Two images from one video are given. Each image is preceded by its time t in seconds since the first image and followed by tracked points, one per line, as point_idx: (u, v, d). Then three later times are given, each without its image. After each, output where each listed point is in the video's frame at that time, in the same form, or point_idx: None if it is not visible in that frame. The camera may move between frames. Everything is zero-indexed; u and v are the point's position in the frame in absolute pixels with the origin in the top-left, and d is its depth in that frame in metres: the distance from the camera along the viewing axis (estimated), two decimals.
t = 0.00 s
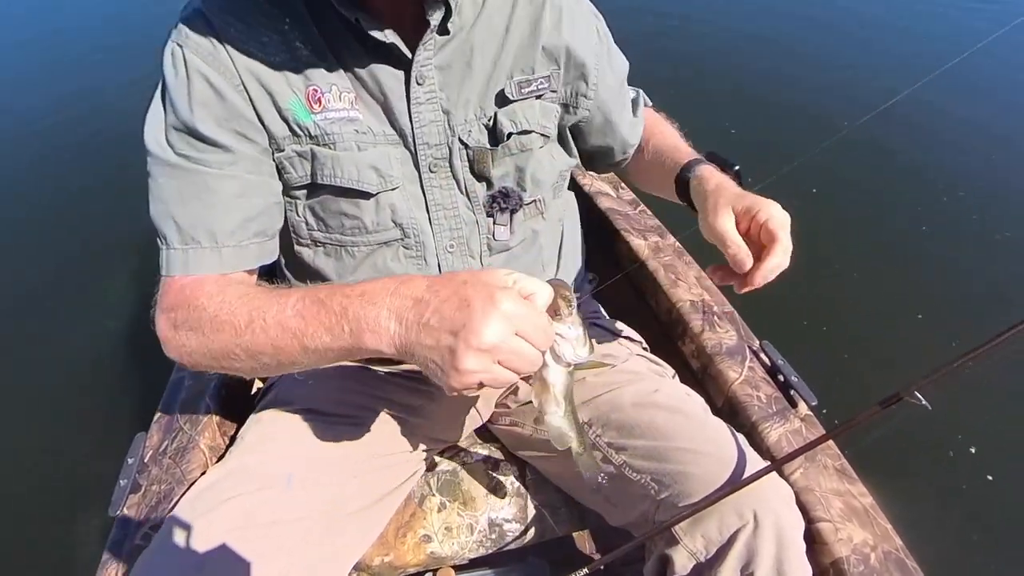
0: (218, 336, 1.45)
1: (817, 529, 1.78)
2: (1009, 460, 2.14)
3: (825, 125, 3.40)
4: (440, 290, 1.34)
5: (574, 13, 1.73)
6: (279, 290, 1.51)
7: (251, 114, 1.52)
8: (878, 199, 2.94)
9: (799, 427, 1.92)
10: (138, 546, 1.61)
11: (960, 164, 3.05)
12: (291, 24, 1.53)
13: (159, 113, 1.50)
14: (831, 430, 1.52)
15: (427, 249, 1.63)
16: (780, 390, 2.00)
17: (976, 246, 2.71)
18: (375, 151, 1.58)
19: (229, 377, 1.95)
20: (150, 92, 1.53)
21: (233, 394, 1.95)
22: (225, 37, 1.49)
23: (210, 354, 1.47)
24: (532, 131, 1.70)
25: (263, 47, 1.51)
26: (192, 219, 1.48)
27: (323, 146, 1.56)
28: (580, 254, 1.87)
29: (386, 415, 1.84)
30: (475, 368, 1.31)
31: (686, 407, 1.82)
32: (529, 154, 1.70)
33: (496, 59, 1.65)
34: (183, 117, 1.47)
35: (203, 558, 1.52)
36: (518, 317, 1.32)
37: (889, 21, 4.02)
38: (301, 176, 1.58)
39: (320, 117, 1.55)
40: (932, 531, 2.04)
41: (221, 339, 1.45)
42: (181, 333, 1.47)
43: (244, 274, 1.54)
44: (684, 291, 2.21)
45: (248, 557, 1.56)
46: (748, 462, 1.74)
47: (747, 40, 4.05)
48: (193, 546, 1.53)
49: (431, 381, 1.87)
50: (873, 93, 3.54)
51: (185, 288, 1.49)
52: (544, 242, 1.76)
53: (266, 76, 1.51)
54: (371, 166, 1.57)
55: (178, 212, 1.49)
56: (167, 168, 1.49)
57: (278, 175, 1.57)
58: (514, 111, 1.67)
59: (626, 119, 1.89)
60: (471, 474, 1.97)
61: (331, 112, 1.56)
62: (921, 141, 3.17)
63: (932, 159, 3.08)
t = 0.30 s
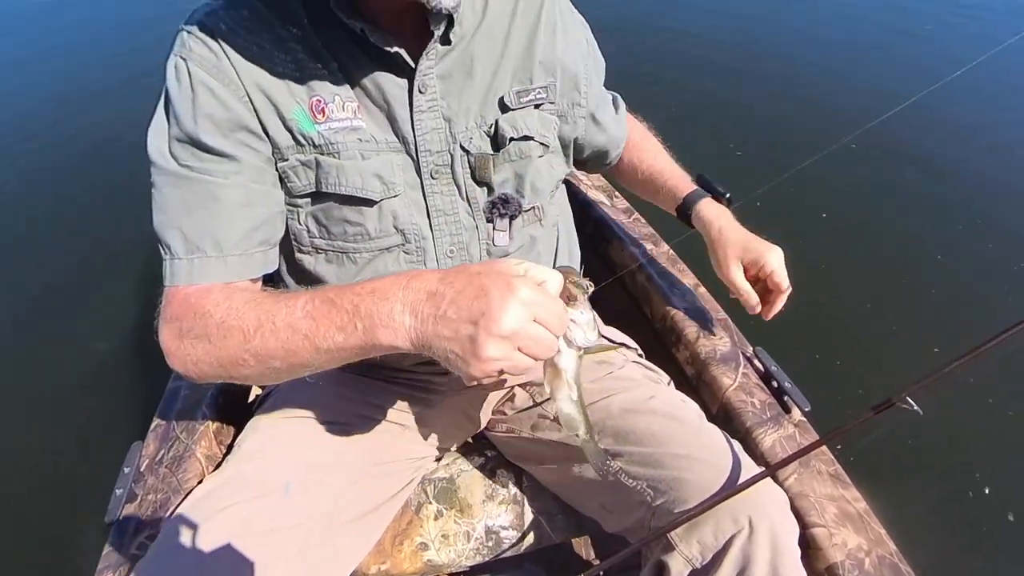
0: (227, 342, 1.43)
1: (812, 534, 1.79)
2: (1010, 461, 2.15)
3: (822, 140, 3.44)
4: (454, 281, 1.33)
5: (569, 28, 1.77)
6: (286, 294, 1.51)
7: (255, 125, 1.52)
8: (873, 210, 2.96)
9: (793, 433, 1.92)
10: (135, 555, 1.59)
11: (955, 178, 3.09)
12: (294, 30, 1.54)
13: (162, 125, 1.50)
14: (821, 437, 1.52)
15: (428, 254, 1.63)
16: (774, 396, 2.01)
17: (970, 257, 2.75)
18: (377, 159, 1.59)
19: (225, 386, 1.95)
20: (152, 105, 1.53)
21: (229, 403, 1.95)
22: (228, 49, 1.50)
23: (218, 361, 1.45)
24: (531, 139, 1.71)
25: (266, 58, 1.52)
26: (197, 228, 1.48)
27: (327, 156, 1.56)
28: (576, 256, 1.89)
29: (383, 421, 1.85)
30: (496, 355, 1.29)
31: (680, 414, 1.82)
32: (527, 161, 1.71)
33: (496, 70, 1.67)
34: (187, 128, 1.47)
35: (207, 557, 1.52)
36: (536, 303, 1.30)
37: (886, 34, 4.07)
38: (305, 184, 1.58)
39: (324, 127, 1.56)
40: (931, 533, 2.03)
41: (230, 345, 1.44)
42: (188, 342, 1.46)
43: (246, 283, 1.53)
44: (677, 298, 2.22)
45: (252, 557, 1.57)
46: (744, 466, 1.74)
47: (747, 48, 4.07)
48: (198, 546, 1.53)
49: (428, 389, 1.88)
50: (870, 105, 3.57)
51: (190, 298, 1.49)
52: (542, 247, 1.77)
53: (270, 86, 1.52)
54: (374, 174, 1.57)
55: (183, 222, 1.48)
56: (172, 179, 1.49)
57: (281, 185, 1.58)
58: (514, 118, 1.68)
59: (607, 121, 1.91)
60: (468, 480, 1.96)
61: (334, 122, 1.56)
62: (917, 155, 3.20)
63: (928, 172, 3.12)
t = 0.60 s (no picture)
0: (216, 336, 1.39)
1: (800, 541, 1.77)
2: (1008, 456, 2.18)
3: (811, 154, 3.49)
4: (451, 263, 1.31)
5: (574, 62, 1.72)
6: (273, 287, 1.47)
7: (251, 124, 1.52)
8: (861, 223, 3.00)
9: (781, 439, 1.93)
10: (122, 565, 1.57)
11: (945, 189, 3.13)
12: (291, 34, 1.54)
13: (159, 121, 1.49)
14: (809, 445, 1.51)
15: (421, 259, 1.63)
16: (763, 404, 2.02)
17: (959, 264, 2.77)
18: (370, 165, 1.58)
19: (215, 394, 1.94)
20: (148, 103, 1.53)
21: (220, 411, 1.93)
22: (226, 48, 1.49)
23: (205, 358, 1.40)
24: (522, 153, 1.70)
25: (263, 59, 1.52)
26: (189, 224, 1.46)
27: (321, 159, 1.56)
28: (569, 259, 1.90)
29: (373, 429, 1.85)
30: (498, 337, 1.28)
31: (672, 423, 1.80)
32: (519, 173, 1.71)
33: (490, 82, 1.66)
34: (182, 124, 1.46)
35: (213, 557, 1.52)
36: (536, 283, 1.30)
37: (876, 52, 4.14)
38: (299, 188, 1.57)
39: (319, 130, 1.56)
40: (934, 531, 2.04)
41: (219, 339, 1.39)
42: (175, 338, 1.40)
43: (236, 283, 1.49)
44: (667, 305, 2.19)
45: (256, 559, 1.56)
46: (732, 476, 1.70)
47: (736, 73, 4.17)
48: (204, 546, 1.53)
49: (421, 395, 1.89)
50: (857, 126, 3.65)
51: (177, 294, 1.44)
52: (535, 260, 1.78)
53: (266, 88, 1.51)
54: (368, 179, 1.57)
55: (175, 218, 1.46)
56: (166, 174, 1.47)
57: (275, 188, 1.57)
58: (506, 132, 1.68)
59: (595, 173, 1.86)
60: (460, 489, 1.95)
61: (329, 125, 1.56)
62: (904, 168, 3.25)
63: (917, 183, 3.16)
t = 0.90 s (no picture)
0: (212, 338, 1.37)
1: (792, 544, 1.75)
2: (1009, 461, 2.20)
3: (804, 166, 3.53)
4: (449, 260, 1.29)
5: (570, 74, 1.71)
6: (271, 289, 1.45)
7: (249, 130, 1.51)
8: (856, 232, 3.03)
9: (773, 444, 1.91)
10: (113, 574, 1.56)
11: (937, 197, 3.16)
12: (288, 43, 1.54)
13: (160, 123, 1.49)
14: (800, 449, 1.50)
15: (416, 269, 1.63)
16: (754, 409, 2.02)
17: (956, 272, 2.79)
18: (366, 175, 1.58)
19: (210, 401, 1.94)
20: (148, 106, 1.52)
21: (214, 418, 1.93)
22: (226, 54, 1.49)
23: (202, 360, 1.39)
24: (517, 166, 1.70)
25: (262, 67, 1.52)
26: (188, 227, 1.45)
27: (319, 166, 1.55)
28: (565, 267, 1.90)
29: (368, 436, 1.84)
30: (497, 334, 1.26)
31: (664, 430, 1.79)
32: (515, 187, 1.70)
33: (485, 94, 1.67)
34: (181, 128, 1.46)
35: (216, 558, 1.53)
36: (536, 281, 1.27)
37: (872, 68, 4.19)
38: (297, 195, 1.57)
39: (317, 138, 1.55)
40: (939, 536, 2.07)
41: (216, 340, 1.37)
42: (171, 341, 1.39)
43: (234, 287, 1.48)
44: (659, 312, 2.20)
45: (256, 556, 1.57)
46: (723, 483, 1.69)
47: (735, 88, 4.21)
48: (211, 545, 1.55)
49: (416, 401, 1.89)
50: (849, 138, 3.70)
51: (174, 297, 1.43)
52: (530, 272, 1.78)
53: (266, 95, 1.52)
54: (365, 188, 1.57)
55: (174, 220, 1.45)
56: (165, 176, 1.46)
57: (273, 194, 1.57)
58: (501, 145, 1.68)
59: (572, 188, 1.85)
60: (454, 495, 1.94)
61: (327, 133, 1.56)
62: (897, 177, 3.28)
63: (914, 193, 3.19)
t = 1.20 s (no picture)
0: (217, 351, 1.37)
1: (789, 547, 1.76)
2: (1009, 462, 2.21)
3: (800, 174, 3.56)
4: (457, 275, 1.29)
5: (566, 86, 1.72)
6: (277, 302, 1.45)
7: (252, 142, 1.52)
8: (852, 237, 3.04)
9: (769, 447, 1.92)
10: None
11: (932, 202, 3.18)
12: (290, 54, 1.54)
13: (163, 136, 1.49)
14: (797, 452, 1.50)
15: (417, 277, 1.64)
16: (751, 412, 2.02)
17: (952, 277, 2.81)
18: (368, 185, 1.59)
19: (210, 408, 1.95)
20: (152, 117, 1.52)
21: (214, 425, 1.93)
22: (228, 66, 1.49)
23: (207, 373, 1.39)
24: (516, 177, 1.71)
25: (264, 79, 1.52)
26: (192, 238, 1.45)
27: (321, 177, 1.56)
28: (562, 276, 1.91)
29: (368, 442, 1.85)
30: (505, 350, 1.26)
31: (661, 434, 1.80)
32: (513, 198, 1.71)
33: (485, 105, 1.67)
34: (184, 140, 1.46)
35: (223, 557, 1.55)
36: (545, 297, 1.27)
37: (868, 79, 4.24)
38: (298, 205, 1.58)
39: (319, 148, 1.56)
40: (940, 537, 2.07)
41: (221, 354, 1.37)
42: (176, 354, 1.39)
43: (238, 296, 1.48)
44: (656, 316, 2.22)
45: (261, 557, 1.58)
46: (721, 486, 1.70)
47: (731, 98, 4.25)
48: (215, 545, 1.56)
49: (415, 407, 1.91)
50: (845, 146, 3.73)
51: (179, 310, 1.43)
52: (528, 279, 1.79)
53: (269, 107, 1.52)
54: (367, 198, 1.58)
55: (178, 230, 1.46)
56: (168, 188, 1.47)
57: (275, 205, 1.57)
58: (499, 158, 1.69)
59: (563, 202, 1.88)
60: (453, 500, 1.94)
61: (329, 144, 1.57)
62: (893, 185, 3.31)
63: (910, 200, 3.21)
